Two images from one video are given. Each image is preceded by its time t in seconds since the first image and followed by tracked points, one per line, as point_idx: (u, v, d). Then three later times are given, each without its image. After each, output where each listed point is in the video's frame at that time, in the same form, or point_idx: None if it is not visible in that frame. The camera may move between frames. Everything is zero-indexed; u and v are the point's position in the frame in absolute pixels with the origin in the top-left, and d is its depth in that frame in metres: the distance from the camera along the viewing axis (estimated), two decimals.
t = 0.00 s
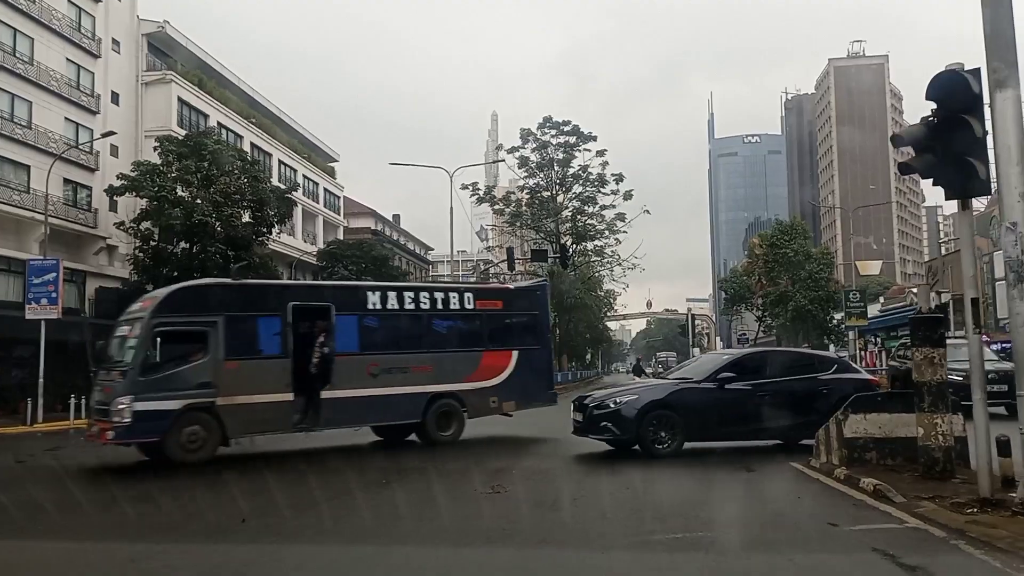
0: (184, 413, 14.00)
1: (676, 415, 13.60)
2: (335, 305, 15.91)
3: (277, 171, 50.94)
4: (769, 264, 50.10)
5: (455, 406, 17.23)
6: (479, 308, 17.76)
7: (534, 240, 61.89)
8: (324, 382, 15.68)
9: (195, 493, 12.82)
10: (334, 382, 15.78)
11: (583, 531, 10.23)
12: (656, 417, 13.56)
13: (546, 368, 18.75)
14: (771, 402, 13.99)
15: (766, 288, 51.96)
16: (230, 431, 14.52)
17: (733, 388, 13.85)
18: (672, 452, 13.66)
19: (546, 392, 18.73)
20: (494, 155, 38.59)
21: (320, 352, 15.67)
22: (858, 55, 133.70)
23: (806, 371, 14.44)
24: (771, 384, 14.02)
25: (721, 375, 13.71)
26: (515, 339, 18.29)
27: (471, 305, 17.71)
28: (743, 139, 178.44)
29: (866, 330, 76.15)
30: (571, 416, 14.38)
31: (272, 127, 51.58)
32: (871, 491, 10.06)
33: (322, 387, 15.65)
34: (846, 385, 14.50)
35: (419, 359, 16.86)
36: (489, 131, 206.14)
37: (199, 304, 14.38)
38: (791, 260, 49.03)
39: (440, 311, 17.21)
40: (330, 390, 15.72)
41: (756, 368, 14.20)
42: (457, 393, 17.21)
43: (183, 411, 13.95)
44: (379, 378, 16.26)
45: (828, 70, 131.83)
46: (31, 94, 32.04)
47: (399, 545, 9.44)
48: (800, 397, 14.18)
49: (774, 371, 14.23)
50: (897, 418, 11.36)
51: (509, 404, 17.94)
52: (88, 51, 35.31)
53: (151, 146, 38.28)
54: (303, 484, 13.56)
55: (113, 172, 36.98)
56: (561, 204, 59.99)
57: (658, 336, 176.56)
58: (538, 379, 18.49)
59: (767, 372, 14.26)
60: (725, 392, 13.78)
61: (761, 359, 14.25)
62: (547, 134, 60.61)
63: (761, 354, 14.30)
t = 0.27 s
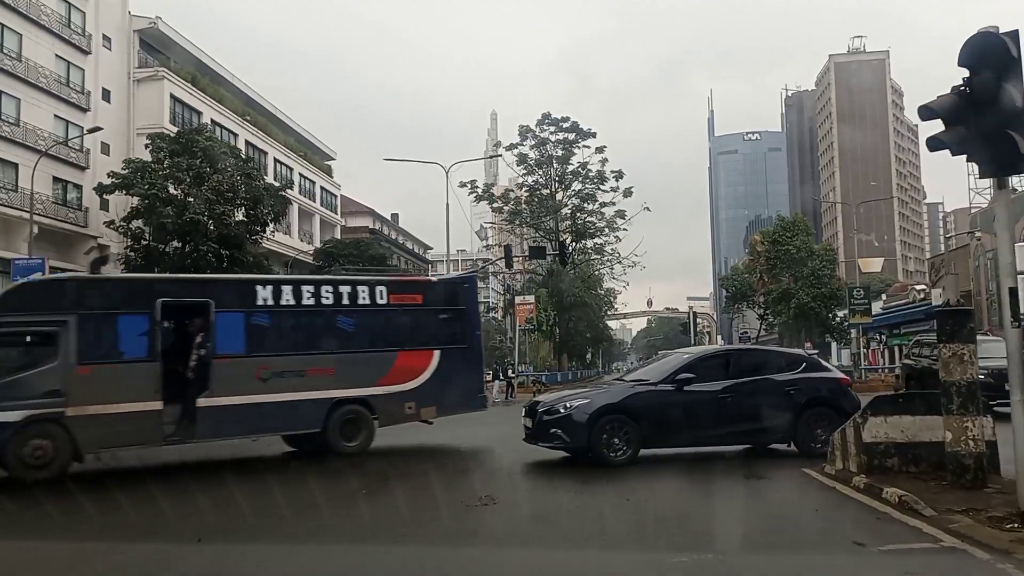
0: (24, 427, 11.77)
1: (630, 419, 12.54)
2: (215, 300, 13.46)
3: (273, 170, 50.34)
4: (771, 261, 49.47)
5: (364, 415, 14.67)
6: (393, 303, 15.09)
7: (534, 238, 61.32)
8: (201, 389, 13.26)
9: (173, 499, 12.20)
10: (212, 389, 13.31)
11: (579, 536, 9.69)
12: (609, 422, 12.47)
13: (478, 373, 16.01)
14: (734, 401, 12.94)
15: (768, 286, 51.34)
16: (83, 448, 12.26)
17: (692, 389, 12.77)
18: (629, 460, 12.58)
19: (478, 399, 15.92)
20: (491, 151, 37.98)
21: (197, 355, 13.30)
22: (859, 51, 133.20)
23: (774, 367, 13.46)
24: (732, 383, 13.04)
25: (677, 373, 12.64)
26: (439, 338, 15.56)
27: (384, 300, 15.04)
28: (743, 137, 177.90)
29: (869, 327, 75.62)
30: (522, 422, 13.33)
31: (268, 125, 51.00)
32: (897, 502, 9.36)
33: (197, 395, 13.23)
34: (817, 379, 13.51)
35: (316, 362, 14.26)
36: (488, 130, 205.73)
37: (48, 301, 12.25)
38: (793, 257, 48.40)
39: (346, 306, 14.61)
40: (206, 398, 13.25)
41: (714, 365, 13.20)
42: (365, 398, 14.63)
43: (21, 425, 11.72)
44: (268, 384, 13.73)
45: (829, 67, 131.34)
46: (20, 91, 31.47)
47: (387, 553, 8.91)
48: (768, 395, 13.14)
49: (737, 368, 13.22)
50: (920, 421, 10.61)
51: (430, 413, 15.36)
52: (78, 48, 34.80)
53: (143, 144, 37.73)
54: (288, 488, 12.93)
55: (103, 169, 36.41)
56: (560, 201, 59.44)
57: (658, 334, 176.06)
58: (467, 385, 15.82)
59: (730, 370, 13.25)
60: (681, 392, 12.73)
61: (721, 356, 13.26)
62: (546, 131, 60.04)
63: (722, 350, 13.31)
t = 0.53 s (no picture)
0: None
1: (576, 422, 11.95)
2: (61, 293, 12.71)
3: (270, 166, 49.82)
4: (774, 258, 48.75)
5: (245, 419, 13.94)
6: (281, 297, 14.31)
7: (534, 236, 60.70)
8: (42, 393, 12.13)
9: (153, 504, 11.68)
10: (58, 393, 12.59)
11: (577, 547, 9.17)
12: (551, 427, 11.88)
13: (384, 372, 15.29)
14: (688, 403, 12.33)
15: (772, 283, 50.64)
16: None
17: (643, 391, 12.19)
18: (572, 467, 11.95)
19: (382, 401, 15.24)
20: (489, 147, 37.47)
21: (38, 355, 12.09)
22: (861, 49, 132.41)
23: (734, 367, 12.86)
24: (692, 386, 12.44)
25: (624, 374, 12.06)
26: (337, 335, 14.80)
27: (272, 293, 14.26)
28: (745, 135, 177.15)
29: (872, 325, 75.06)
30: (465, 428, 12.68)
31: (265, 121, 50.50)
32: (927, 515, 8.82)
33: (41, 399, 12.24)
34: (778, 379, 12.88)
35: (187, 362, 13.48)
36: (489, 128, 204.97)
37: None
38: (797, 254, 47.66)
39: (225, 300, 13.79)
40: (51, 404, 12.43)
41: (669, 365, 12.62)
42: (244, 403, 13.90)
43: None
44: (126, 386, 13.05)
45: (831, 64, 130.64)
46: (11, 85, 30.98)
47: (374, 566, 8.30)
48: (724, 395, 12.51)
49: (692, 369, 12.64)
50: (948, 425, 9.96)
51: (325, 417, 14.60)
52: (70, 41, 34.27)
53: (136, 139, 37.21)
54: (275, 492, 12.41)
55: (96, 165, 35.91)
56: (561, 199, 58.85)
57: (660, 333, 175.29)
58: (368, 385, 15.06)
59: (685, 370, 12.65)
60: (632, 393, 12.16)
61: (674, 355, 12.70)
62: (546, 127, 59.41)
63: (673, 350, 12.73)
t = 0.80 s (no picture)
0: None
1: (511, 432, 11.09)
2: None
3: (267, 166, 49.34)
4: (777, 259, 48.19)
5: (92, 433, 12.13)
6: (141, 294, 12.51)
7: (534, 236, 60.17)
8: None
9: (133, 513, 11.16)
10: None
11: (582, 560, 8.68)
12: (480, 436, 11.01)
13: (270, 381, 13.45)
14: (636, 412, 11.42)
15: (775, 284, 50.10)
16: None
17: (585, 396, 11.29)
18: (503, 480, 11.07)
19: (263, 415, 13.38)
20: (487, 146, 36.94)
21: None
22: (863, 49, 131.95)
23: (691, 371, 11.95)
24: (641, 391, 11.53)
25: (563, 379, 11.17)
26: (212, 338, 12.97)
27: (129, 289, 12.46)
28: (746, 136, 176.66)
29: (874, 327, 74.52)
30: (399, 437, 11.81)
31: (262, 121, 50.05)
32: (963, 535, 8.18)
33: None
34: (737, 385, 11.93)
35: (23, 368, 11.78)
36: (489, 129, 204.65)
37: None
38: (800, 254, 47.07)
39: (70, 297, 12.11)
40: None
41: (616, 370, 11.68)
42: (91, 415, 12.10)
43: None
44: None
45: (833, 64, 130.16)
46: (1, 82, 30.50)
47: None
48: (676, 403, 11.58)
49: (641, 374, 11.71)
50: (982, 433, 9.36)
51: (189, 433, 12.78)
52: (62, 38, 33.80)
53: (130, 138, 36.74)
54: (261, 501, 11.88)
55: (89, 164, 35.43)
56: (561, 199, 58.34)
57: (661, 334, 174.86)
58: (248, 396, 13.24)
59: (634, 375, 11.72)
60: (574, 399, 11.27)
61: (624, 358, 11.77)
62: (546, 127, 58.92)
63: (622, 353, 11.76)
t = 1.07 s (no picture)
0: None
1: (443, 442, 10.66)
2: None
3: (263, 167, 48.92)
4: (779, 258, 47.69)
5: None
6: None
7: (533, 237, 59.71)
8: None
9: (114, 522, 10.70)
10: None
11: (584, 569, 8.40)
12: (410, 447, 10.57)
13: (129, 394, 11.84)
14: (576, 419, 11.01)
15: (777, 284, 49.61)
16: None
17: (516, 401, 10.85)
18: (435, 491, 10.67)
19: (124, 429, 11.83)
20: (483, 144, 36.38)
21: None
22: (864, 48, 131.53)
23: (634, 377, 11.53)
24: (576, 396, 11.11)
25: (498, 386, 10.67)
26: (69, 344, 11.35)
27: None
28: (746, 136, 176.23)
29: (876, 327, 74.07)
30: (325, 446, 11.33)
31: (259, 121, 49.67)
32: (1001, 555, 7.67)
33: None
34: (681, 389, 11.53)
35: None
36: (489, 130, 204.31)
37: None
38: (803, 254, 46.56)
39: None
40: None
41: (554, 375, 11.26)
42: None
43: None
44: None
45: (834, 64, 129.77)
46: None
47: None
48: (618, 409, 11.17)
49: (581, 379, 11.29)
50: (1015, 439, 8.84)
51: (34, 450, 11.16)
52: (55, 37, 33.38)
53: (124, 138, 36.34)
54: (248, 510, 11.42)
55: (82, 164, 35.00)
56: (561, 199, 57.91)
57: (661, 335, 174.35)
58: (108, 409, 11.68)
59: (573, 379, 11.30)
60: (509, 406, 10.84)
61: (558, 362, 11.36)
62: (546, 126, 58.50)
63: (560, 358, 11.33)
